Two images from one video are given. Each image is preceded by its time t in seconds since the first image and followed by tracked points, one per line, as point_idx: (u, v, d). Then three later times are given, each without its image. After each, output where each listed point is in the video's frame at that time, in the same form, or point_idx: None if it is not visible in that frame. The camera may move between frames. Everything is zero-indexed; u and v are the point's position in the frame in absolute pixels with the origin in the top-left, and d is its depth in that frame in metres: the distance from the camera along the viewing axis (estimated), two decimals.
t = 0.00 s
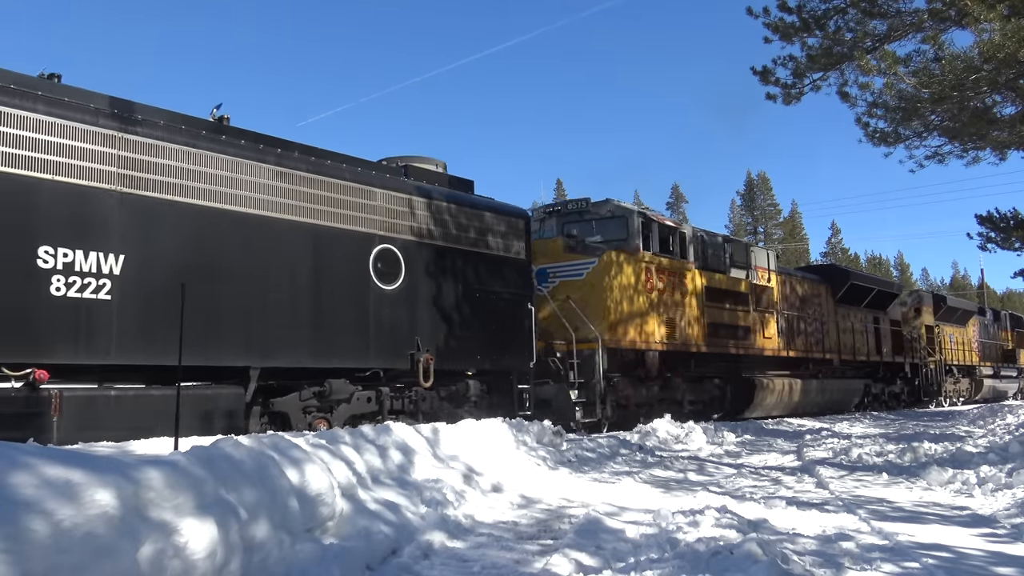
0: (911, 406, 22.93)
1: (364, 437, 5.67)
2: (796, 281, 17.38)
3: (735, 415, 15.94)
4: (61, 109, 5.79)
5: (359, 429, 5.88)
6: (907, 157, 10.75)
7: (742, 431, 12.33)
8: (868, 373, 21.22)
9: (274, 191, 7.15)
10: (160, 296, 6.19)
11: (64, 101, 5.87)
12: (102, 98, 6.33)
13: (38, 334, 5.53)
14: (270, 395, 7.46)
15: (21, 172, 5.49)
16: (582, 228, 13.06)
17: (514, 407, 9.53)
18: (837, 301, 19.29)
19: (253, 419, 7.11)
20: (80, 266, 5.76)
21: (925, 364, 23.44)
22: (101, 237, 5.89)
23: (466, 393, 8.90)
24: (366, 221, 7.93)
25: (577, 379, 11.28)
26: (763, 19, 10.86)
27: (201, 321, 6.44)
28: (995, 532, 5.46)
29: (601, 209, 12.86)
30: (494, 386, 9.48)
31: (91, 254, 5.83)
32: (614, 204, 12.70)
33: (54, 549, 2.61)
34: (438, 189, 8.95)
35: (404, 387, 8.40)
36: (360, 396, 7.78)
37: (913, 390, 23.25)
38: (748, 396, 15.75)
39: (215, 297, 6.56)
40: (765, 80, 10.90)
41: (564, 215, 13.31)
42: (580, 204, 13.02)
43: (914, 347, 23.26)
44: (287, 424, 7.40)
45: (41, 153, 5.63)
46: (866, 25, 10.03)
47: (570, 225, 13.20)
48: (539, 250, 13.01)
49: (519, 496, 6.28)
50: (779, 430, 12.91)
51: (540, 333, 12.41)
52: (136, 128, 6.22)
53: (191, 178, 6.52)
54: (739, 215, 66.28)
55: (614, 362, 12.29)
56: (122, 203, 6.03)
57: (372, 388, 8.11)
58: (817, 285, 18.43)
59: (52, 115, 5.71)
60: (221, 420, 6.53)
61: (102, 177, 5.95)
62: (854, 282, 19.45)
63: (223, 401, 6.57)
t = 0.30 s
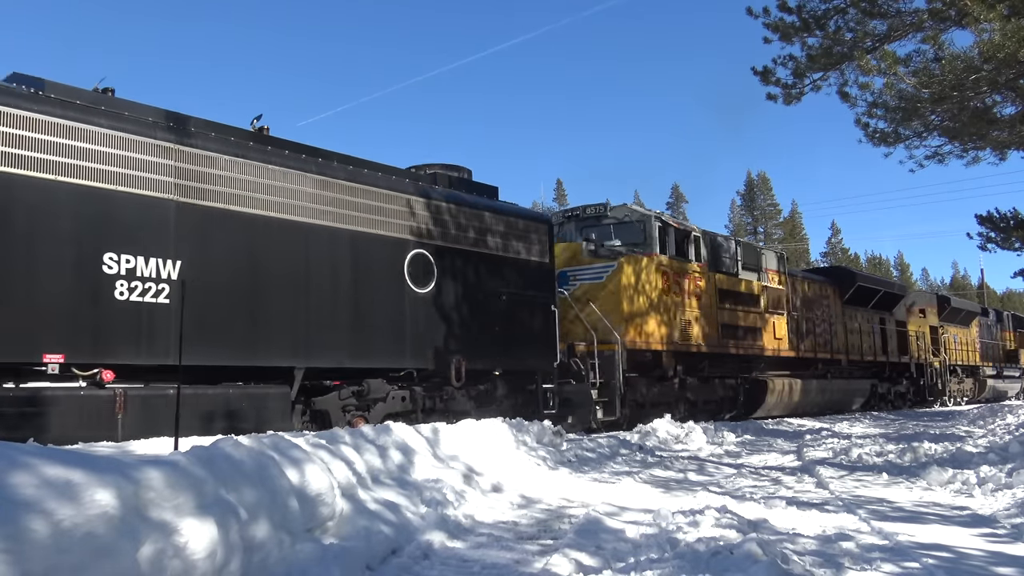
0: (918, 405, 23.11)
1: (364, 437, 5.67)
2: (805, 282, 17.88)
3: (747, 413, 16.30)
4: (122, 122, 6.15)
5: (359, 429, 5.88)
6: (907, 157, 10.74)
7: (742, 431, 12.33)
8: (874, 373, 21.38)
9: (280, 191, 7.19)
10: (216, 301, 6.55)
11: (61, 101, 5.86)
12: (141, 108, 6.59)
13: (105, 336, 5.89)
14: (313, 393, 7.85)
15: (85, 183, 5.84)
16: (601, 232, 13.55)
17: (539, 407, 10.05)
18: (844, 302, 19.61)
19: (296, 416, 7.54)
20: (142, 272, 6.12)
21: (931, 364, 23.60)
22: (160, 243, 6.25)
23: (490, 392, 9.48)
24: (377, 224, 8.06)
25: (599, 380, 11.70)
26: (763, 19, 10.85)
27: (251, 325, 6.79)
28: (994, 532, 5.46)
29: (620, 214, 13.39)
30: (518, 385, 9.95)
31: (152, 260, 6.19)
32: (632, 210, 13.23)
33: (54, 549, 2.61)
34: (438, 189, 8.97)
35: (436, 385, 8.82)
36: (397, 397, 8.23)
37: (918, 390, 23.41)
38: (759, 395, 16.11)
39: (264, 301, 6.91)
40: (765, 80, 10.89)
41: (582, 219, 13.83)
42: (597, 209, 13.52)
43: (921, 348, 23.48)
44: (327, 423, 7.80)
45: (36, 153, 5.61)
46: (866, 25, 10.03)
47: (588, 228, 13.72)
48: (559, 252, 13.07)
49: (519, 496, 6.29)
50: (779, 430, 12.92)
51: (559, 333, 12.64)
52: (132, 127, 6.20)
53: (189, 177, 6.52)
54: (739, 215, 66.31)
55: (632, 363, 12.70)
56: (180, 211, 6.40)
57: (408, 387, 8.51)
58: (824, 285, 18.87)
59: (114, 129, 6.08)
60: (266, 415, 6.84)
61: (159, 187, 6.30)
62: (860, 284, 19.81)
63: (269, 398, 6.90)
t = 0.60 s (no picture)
0: (924, 405, 23.26)
1: (364, 437, 5.68)
2: (815, 282, 18.26)
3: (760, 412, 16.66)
4: (178, 135, 6.51)
5: (359, 429, 5.89)
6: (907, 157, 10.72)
7: (742, 431, 12.33)
8: (881, 373, 21.56)
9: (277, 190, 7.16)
10: (267, 304, 6.90)
11: (60, 101, 5.86)
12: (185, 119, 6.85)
13: (163, 338, 6.20)
14: (352, 393, 8.19)
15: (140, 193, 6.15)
16: (618, 236, 14.10)
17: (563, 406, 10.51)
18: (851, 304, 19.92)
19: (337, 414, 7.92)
20: (197, 277, 6.44)
21: (936, 363, 23.89)
22: (214, 250, 6.58)
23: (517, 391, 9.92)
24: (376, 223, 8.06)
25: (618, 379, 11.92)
26: (763, 20, 10.84)
27: (298, 328, 7.14)
28: (995, 532, 5.46)
29: (636, 219, 13.87)
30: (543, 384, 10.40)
31: (207, 266, 6.52)
32: (648, 215, 13.69)
33: (54, 549, 2.61)
34: (437, 188, 8.97)
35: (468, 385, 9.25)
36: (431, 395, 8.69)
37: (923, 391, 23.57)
38: (771, 394, 16.44)
39: (309, 304, 7.26)
40: (765, 80, 10.89)
41: (600, 224, 14.38)
42: (614, 215, 14.02)
43: (927, 348, 23.79)
44: (366, 421, 8.22)
45: (37, 153, 5.59)
46: (866, 25, 10.03)
47: (606, 233, 14.27)
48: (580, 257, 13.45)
49: (519, 496, 6.29)
50: (779, 430, 12.92)
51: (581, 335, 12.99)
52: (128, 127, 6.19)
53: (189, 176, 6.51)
54: (739, 215, 66.33)
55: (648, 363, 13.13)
56: (231, 220, 6.73)
57: (441, 386, 8.92)
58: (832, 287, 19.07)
59: (171, 141, 6.44)
60: (313, 411, 7.20)
61: (210, 197, 6.63)
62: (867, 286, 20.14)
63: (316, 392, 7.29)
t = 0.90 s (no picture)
0: (931, 405, 23.35)
1: (364, 437, 5.68)
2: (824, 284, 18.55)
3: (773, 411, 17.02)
4: (231, 147, 6.88)
5: (359, 429, 5.89)
6: (907, 157, 10.72)
7: (741, 431, 12.34)
8: (887, 373, 21.68)
9: (272, 190, 7.12)
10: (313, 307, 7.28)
11: (120, 115, 6.20)
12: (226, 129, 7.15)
13: (219, 339, 6.55)
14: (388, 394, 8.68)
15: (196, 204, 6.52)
16: (635, 239, 14.30)
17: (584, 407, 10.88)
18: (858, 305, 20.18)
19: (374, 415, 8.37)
20: (248, 282, 6.80)
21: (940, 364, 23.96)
22: (262, 256, 6.94)
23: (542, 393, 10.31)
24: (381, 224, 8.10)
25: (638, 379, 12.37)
26: (764, 20, 10.84)
27: (340, 330, 7.53)
28: (994, 532, 5.46)
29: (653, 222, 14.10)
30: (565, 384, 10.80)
31: (256, 271, 6.89)
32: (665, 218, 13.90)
33: (54, 549, 2.61)
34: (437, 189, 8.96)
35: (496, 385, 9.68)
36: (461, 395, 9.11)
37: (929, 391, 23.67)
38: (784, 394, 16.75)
39: (349, 305, 7.66)
40: (765, 80, 10.88)
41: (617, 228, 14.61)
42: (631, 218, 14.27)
43: (931, 348, 23.89)
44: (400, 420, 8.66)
45: (63, 157, 5.73)
46: (866, 25, 10.03)
47: (623, 237, 14.49)
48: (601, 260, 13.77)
49: (519, 496, 6.29)
50: (779, 430, 12.92)
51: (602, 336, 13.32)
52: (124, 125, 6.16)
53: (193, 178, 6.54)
54: (739, 215, 66.36)
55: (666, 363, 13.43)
56: (278, 228, 7.10)
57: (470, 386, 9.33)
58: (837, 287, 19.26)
59: (224, 153, 6.80)
60: (353, 412, 7.54)
61: (260, 206, 7.00)
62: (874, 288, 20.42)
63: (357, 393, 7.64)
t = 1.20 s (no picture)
0: (935, 404, 23.40)
1: (364, 437, 5.68)
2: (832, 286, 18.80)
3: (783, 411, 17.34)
4: (278, 157, 7.24)
5: (359, 429, 5.89)
6: (907, 157, 10.71)
7: (742, 431, 12.34)
8: (893, 373, 21.78)
9: (318, 199, 7.50)
10: (353, 312, 7.66)
11: (176, 128, 6.54)
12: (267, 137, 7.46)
13: (267, 342, 6.89)
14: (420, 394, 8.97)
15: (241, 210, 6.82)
16: (650, 242, 14.74)
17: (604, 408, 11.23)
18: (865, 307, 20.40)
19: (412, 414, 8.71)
20: (294, 287, 7.15)
21: (944, 364, 24.00)
22: (306, 261, 7.28)
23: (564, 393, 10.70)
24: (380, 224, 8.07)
25: (655, 379, 12.74)
26: (763, 19, 10.83)
27: (378, 332, 7.90)
28: (994, 532, 5.46)
29: (668, 227, 14.50)
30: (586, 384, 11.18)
31: (301, 277, 7.23)
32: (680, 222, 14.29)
33: (54, 549, 2.61)
34: (438, 189, 8.96)
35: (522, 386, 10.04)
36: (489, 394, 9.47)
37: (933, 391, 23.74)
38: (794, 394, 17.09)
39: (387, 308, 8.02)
40: (765, 80, 10.87)
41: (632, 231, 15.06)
42: (646, 222, 14.68)
43: (935, 348, 23.93)
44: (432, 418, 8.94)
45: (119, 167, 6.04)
46: (866, 25, 10.03)
47: (638, 240, 14.92)
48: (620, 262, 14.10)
49: (519, 496, 6.29)
50: (779, 430, 12.92)
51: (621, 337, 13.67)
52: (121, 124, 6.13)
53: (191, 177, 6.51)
54: (739, 215, 66.39)
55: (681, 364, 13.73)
56: (321, 235, 7.45)
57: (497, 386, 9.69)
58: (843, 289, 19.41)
59: (272, 163, 7.16)
60: (391, 412, 7.87)
61: (305, 214, 7.34)
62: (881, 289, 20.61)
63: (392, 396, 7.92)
